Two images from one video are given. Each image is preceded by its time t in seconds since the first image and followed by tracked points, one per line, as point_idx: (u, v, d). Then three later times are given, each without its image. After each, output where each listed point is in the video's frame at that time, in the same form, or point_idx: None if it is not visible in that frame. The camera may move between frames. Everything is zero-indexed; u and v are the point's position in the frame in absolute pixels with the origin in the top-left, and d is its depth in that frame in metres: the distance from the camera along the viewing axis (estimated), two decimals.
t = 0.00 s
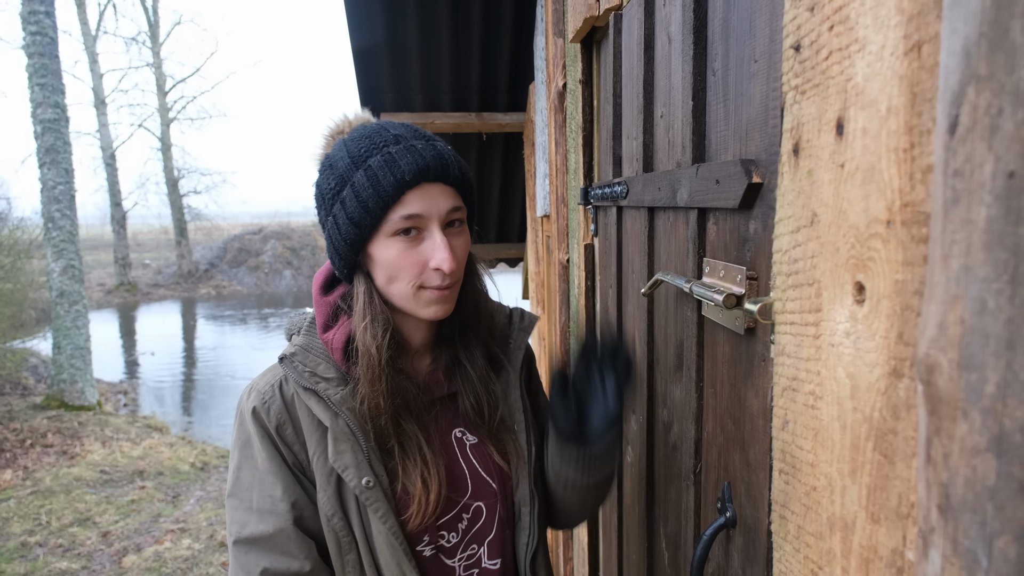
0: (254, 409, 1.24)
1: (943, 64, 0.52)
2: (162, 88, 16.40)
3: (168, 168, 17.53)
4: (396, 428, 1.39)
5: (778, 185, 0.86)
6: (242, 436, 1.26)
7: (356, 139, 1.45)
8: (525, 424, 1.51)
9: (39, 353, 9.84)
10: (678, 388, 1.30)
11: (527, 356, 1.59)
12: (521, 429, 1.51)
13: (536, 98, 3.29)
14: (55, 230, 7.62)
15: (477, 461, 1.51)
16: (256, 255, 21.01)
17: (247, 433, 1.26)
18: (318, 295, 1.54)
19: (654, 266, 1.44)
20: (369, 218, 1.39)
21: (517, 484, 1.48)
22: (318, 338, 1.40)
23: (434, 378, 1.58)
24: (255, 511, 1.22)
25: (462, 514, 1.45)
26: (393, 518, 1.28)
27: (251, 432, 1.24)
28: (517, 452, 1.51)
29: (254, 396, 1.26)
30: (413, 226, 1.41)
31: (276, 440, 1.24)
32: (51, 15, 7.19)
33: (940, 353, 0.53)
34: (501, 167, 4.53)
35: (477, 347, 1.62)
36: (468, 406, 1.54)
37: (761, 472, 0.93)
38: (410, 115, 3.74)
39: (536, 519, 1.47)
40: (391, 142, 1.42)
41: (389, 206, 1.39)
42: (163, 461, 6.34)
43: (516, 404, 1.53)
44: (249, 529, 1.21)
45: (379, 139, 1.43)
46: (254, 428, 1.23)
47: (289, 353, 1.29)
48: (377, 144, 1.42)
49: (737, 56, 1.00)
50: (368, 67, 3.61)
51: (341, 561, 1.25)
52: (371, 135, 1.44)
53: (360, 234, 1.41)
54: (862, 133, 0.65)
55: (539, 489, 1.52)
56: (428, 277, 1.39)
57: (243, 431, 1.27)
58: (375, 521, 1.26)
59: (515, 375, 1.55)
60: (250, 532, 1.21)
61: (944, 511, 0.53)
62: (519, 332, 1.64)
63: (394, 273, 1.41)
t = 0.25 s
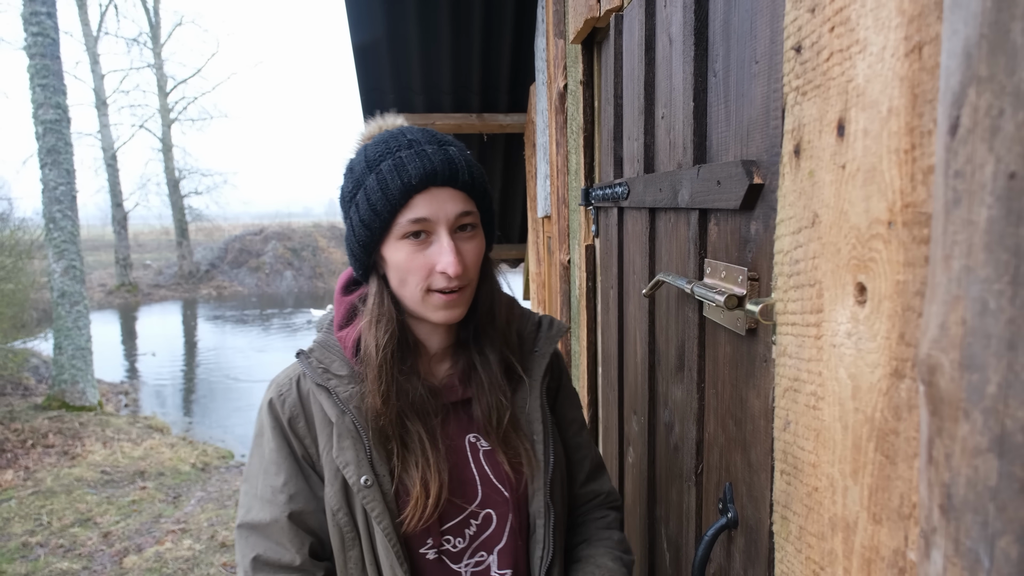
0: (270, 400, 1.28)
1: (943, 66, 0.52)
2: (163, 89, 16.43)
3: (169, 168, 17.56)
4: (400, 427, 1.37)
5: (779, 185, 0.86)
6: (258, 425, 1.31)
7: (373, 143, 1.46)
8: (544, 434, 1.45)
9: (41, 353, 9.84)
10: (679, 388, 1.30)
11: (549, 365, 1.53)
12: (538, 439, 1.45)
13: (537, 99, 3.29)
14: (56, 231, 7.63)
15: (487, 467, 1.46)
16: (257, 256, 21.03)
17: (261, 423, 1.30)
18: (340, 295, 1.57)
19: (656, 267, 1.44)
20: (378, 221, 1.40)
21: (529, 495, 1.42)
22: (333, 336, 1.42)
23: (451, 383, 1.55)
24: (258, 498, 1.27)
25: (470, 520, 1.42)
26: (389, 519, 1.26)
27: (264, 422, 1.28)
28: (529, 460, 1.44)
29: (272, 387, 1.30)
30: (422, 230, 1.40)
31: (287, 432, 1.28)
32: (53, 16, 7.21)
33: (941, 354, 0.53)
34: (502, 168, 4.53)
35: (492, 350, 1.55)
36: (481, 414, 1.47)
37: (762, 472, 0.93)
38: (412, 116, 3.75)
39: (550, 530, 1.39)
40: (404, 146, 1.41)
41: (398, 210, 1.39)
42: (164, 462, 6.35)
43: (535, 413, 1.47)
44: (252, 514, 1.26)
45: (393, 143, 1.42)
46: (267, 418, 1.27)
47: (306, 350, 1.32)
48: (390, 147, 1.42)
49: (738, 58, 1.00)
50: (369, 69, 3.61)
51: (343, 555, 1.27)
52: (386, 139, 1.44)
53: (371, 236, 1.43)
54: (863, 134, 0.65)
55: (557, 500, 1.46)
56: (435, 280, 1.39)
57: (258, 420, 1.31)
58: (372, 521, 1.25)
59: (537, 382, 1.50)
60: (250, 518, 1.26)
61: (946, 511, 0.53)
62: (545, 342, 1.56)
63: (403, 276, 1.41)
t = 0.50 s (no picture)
0: (294, 400, 1.31)
1: (945, 68, 0.53)
2: (165, 90, 16.46)
3: (171, 169, 17.59)
4: (419, 427, 1.38)
5: (781, 187, 0.86)
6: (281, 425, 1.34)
7: (396, 141, 1.47)
8: (565, 438, 1.44)
9: (42, 354, 9.86)
10: (681, 389, 1.30)
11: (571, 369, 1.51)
12: (558, 442, 1.44)
13: (539, 100, 3.30)
14: (58, 231, 7.65)
15: (506, 469, 1.46)
16: (259, 257, 21.05)
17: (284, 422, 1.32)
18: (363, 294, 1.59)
19: (658, 268, 1.44)
20: (396, 219, 1.41)
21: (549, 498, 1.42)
22: (354, 336, 1.44)
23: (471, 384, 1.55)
24: (281, 495, 1.29)
25: (490, 523, 1.41)
26: (409, 519, 1.27)
27: (287, 421, 1.31)
28: (549, 463, 1.44)
29: (296, 387, 1.32)
30: (440, 229, 1.40)
31: (308, 431, 1.30)
32: (56, 17, 7.23)
33: (943, 355, 0.53)
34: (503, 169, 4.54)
35: (513, 352, 1.55)
36: (500, 414, 1.48)
37: (764, 473, 0.93)
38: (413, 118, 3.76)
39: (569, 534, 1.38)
40: (424, 145, 1.41)
41: (416, 209, 1.40)
42: (165, 462, 6.35)
43: (556, 415, 1.46)
44: (276, 510, 1.29)
45: (413, 142, 1.43)
46: (290, 417, 1.30)
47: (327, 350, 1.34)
48: (410, 146, 1.42)
49: (740, 59, 1.01)
50: (372, 71, 3.62)
51: (361, 553, 1.28)
52: (407, 138, 1.45)
53: (390, 234, 1.44)
54: (865, 136, 0.65)
55: (574, 504, 1.44)
56: (452, 279, 1.39)
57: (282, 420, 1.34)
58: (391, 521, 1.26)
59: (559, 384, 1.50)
60: (274, 514, 1.28)
61: (948, 512, 0.53)
62: (568, 344, 1.56)
63: (421, 274, 1.42)
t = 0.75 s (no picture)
0: (296, 395, 1.31)
1: (946, 69, 0.53)
2: (166, 92, 16.49)
3: (173, 171, 17.61)
4: (423, 425, 1.38)
5: (782, 187, 0.86)
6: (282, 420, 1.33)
7: (406, 138, 1.48)
8: (571, 440, 1.43)
9: (44, 355, 9.87)
10: (683, 390, 1.30)
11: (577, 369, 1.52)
12: (563, 444, 1.44)
13: (540, 102, 3.29)
14: (60, 233, 7.66)
15: (509, 470, 1.46)
16: (260, 258, 21.06)
17: (285, 417, 1.32)
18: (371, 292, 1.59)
19: (659, 269, 1.44)
20: (405, 214, 1.42)
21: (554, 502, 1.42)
22: (360, 333, 1.45)
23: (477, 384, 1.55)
24: (278, 491, 1.29)
25: (490, 524, 1.41)
26: (409, 519, 1.27)
27: (288, 416, 1.30)
28: (553, 465, 1.44)
29: (298, 382, 1.32)
30: (447, 225, 1.40)
31: (310, 426, 1.30)
32: (57, 19, 7.24)
33: (945, 355, 0.53)
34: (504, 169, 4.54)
35: (520, 353, 1.56)
36: (505, 416, 1.48)
37: (766, 474, 0.93)
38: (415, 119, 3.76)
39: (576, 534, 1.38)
40: (434, 141, 1.42)
41: (424, 204, 1.40)
42: (166, 463, 6.35)
43: (562, 416, 1.47)
44: (272, 507, 1.28)
45: (423, 138, 1.44)
46: (292, 412, 1.29)
47: (333, 346, 1.34)
48: (420, 142, 1.43)
49: (741, 60, 1.01)
50: (373, 73, 3.62)
51: (359, 553, 1.27)
52: (417, 134, 1.46)
53: (399, 230, 1.45)
54: (867, 136, 0.65)
55: (579, 506, 1.44)
56: (459, 276, 1.39)
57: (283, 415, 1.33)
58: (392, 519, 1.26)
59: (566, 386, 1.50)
60: (269, 511, 1.28)
61: (949, 512, 0.53)
62: (574, 346, 1.57)
63: (428, 270, 1.42)
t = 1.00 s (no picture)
0: (285, 394, 1.29)
1: (946, 70, 0.53)
2: (168, 93, 16.51)
3: (174, 172, 17.63)
4: (418, 424, 1.38)
5: (783, 189, 0.86)
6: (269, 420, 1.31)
7: (416, 135, 1.47)
8: (561, 436, 1.47)
9: (45, 356, 9.87)
10: (683, 392, 1.31)
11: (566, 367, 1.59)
12: (553, 441, 1.47)
13: (541, 103, 3.30)
14: (61, 233, 7.67)
15: (500, 468, 1.48)
16: (261, 259, 21.08)
17: (273, 417, 1.30)
18: (361, 292, 1.57)
19: (660, 270, 1.44)
20: (414, 212, 1.41)
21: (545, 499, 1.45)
22: (352, 333, 1.43)
23: (466, 383, 1.57)
24: (263, 494, 1.26)
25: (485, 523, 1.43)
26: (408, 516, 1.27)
27: (277, 416, 1.28)
28: (543, 467, 1.46)
29: (288, 382, 1.30)
30: (457, 225, 1.41)
31: (301, 426, 1.28)
32: (59, 20, 7.25)
33: (946, 357, 0.53)
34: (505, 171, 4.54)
35: (512, 356, 1.58)
36: (497, 416, 1.50)
37: (767, 475, 0.93)
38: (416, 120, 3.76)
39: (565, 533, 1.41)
40: (448, 141, 1.42)
41: (436, 203, 1.40)
42: (167, 464, 6.36)
43: (552, 415, 1.50)
44: (258, 511, 1.26)
45: (436, 137, 1.43)
46: (281, 412, 1.27)
47: (324, 345, 1.33)
48: (433, 142, 1.42)
49: (742, 61, 1.01)
50: (374, 75, 3.62)
51: (357, 553, 1.28)
52: (429, 134, 1.45)
53: (406, 228, 1.43)
54: (868, 138, 0.65)
55: (569, 503, 1.47)
56: (466, 276, 1.39)
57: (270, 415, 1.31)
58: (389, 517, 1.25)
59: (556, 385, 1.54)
60: (255, 515, 1.25)
61: (950, 514, 0.53)
62: (562, 346, 1.62)
63: (434, 269, 1.42)
